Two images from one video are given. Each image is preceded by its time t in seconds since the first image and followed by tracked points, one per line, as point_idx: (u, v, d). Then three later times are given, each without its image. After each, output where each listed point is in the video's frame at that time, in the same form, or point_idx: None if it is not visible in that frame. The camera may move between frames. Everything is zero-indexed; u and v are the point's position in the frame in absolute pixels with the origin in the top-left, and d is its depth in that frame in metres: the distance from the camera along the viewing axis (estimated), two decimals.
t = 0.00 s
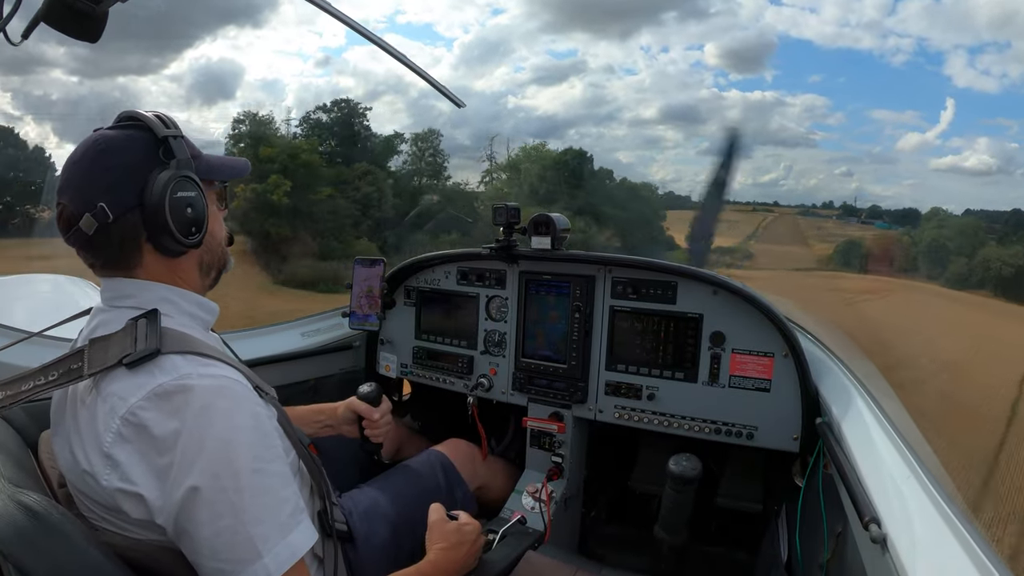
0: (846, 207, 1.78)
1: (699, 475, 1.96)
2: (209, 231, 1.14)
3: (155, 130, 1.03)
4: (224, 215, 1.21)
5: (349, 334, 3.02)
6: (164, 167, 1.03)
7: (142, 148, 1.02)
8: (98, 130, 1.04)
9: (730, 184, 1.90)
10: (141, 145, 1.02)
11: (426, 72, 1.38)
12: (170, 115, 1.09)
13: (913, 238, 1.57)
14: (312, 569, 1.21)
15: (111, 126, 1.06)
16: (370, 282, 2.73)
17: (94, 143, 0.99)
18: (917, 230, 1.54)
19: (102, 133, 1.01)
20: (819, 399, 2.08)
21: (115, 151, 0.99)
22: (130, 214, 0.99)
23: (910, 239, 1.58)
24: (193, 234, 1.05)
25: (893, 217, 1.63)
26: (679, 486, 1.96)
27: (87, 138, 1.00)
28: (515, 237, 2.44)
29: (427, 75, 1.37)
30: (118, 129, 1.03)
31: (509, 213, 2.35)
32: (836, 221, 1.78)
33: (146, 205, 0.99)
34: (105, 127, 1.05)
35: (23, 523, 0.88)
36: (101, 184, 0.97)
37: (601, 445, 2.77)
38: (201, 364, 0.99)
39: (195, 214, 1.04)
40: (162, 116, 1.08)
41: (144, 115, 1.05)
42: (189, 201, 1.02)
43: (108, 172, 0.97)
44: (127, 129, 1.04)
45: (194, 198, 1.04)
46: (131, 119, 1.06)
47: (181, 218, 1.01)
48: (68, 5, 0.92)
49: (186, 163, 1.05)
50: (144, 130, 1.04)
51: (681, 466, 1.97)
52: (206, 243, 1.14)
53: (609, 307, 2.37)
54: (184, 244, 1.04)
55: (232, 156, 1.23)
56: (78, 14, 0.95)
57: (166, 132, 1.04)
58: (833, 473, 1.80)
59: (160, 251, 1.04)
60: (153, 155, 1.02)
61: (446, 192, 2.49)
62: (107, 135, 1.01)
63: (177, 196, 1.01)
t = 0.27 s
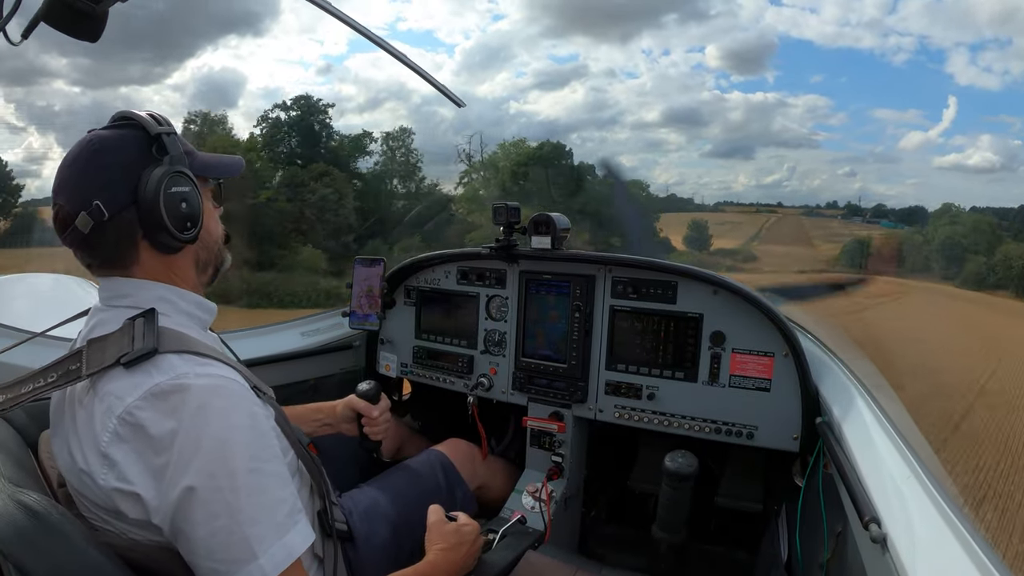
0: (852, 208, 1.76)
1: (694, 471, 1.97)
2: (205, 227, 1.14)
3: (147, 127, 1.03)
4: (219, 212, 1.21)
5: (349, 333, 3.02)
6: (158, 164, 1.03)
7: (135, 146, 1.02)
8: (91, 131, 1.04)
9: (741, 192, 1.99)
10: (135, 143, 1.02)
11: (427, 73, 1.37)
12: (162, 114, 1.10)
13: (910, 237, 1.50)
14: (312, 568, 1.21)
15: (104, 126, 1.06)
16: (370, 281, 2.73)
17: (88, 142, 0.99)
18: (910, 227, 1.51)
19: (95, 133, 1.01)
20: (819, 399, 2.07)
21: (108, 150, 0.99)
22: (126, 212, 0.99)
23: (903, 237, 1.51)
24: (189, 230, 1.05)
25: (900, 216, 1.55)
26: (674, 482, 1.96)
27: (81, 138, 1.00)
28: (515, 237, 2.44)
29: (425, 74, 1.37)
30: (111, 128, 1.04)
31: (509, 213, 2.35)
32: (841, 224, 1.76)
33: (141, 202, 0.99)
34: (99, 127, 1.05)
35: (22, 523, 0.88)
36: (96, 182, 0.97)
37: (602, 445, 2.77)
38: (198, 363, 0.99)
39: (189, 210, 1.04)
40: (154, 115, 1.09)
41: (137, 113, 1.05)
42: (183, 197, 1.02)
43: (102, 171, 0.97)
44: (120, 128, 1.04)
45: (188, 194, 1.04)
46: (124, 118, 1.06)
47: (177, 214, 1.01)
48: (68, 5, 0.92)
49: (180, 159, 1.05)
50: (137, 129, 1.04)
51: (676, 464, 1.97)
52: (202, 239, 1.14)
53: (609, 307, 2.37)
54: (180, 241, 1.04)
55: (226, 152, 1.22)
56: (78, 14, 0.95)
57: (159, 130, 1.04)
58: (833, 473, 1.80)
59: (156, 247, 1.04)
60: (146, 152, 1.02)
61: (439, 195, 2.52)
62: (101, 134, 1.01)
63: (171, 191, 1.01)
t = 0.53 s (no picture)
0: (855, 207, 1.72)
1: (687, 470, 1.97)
2: (203, 225, 1.14)
3: (144, 126, 1.03)
4: (217, 210, 1.21)
5: (349, 333, 3.02)
6: (156, 162, 1.03)
7: (133, 146, 1.02)
8: (90, 131, 1.04)
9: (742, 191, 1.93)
10: (132, 142, 1.02)
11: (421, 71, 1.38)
12: (159, 114, 1.10)
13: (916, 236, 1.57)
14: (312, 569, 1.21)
15: (102, 127, 1.06)
16: (370, 281, 2.72)
17: (86, 142, 0.99)
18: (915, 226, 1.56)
19: (93, 133, 1.01)
20: (819, 399, 2.08)
21: (106, 149, 0.99)
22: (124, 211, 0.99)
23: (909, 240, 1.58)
24: (187, 227, 1.05)
25: (905, 214, 1.61)
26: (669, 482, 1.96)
27: (79, 138, 1.00)
28: (515, 237, 2.44)
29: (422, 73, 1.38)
30: (109, 129, 1.04)
31: (509, 213, 2.34)
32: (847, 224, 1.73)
33: (140, 200, 0.99)
34: (97, 127, 1.05)
35: (21, 521, 0.89)
36: (94, 182, 0.97)
37: (602, 445, 2.77)
38: (198, 363, 0.99)
39: (188, 207, 1.04)
40: (152, 114, 1.09)
41: (134, 113, 1.05)
42: (182, 195, 1.02)
43: (100, 170, 0.97)
44: (118, 128, 1.04)
45: (187, 192, 1.04)
46: (122, 118, 1.06)
47: (175, 213, 1.01)
48: (67, 5, 0.92)
49: (178, 157, 1.05)
50: (135, 128, 1.04)
51: (670, 463, 1.98)
52: (200, 238, 1.14)
53: (609, 307, 2.37)
54: (178, 238, 1.04)
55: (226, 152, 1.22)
56: (77, 14, 0.95)
57: (157, 128, 1.05)
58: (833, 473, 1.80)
59: (155, 246, 1.04)
60: (144, 151, 1.03)
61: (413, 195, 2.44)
62: (98, 134, 1.01)
63: (170, 189, 1.01)
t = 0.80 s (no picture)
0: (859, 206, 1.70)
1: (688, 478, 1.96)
2: (203, 225, 1.15)
3: (145, 127, 1.03)
4: (217, 210, 1.21)
5: (349, 333, 3.02)
6: (155, 162, 1.03)
7: (134, 146, 1.02)
8: (90, 131, 1.04)
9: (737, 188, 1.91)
10: (132, 142, 1.02)
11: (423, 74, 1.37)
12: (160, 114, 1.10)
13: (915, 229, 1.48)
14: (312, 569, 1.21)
15: (103, 127, 1.06)
16: (370, 281, 2.74)
17: (86, 143, 0.99)
18: (920, 226, 1.46)
19: (93, 133, 1.01)
20: (819, 399, 2.08)
21: (107, 149, 0.99)
22: (124, 211, 0.99)
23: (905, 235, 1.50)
24: (187, 228, 1.05)
25: (909, 213, 1.52)
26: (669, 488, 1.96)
27: (79, 138, 1.00)
28: (515, 237, 2.44)
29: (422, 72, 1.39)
30: (109, 129, 1.04)
31: (509, 213, 2.35)
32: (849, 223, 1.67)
33: (140, 201, 0.99)
34: (96, 127, 1.05)
35: (21, 521, 0.89)
36: (94, 182, 0.97)
37: (602, 446, 2.77)
38: (198, 363, 0.99)
39: (187, 207, 1.04)
40: (153, 115, 1.09)
41: (134, 113, 1.05)
42: (182, 195, 1.02)
43: (100, 170, 0.97)
44: (118, 128, 1.04)
45: (187, 192, 1.04)
46: (122, 118, 1.06)
47: (175, 213, 1.02)
48: (68, 5, 0.92)
49: (178, 158, 1.05)
50: (135, 128, 1.04)
51: (670, 469, 1.97)
52: (201, 238, 1.14)
53: (609, 307, 2.37)
54: (179, 238, 1.04)
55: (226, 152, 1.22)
56: (77, 14, 0.95)
57: (157, 129, 1.05)
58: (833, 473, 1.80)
59: (155, 246, 1.04)
60: (144, 151, 1.02)
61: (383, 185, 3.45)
62: (98, 135, 1.01)
63: (170, 189, 1.01)
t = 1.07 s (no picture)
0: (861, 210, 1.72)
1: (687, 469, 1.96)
2: (206, 227, 1.15)
3: (150, 127, 1.03)
4: (219, 212, 1.21)
5: (349, 333, 3.03)
6: (160, 162, 1.03)
7: (138, 146, 1.02)
8: (94, 131, 1.04)
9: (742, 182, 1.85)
10: (138, 141, 1.02)
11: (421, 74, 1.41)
12: (165, 114, 1.10)
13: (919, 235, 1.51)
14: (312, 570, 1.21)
15: (107, 126, 1.06)
16: (370, 280, 2.74)
17: (91, 142, 0.99)
18: (925, 231, 1.48)
19: (98, 132, 1.01)
20: (819, 399, 2.08)
21: (111, 149, 0.99)
22: (128, 211, 0.99)
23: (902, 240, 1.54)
24: (191, 229, 1.05)
25: (911, 218, 1.53)
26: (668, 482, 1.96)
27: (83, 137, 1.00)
28: (515, 237, 2.44)
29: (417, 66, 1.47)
30: (113, 128, 1.04)
31: (509, 213, 2.35)
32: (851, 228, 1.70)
33: (144, 201, 0.99)
34: (101, 127, 1.05)
35: (22, 521, 0.89)
36: (98, 182, 0.97)
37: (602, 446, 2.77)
38: (198, 364, 0.99)
39: (191, 208, 1.04)
40: (158, 115, 1.09)
41: (139, 113, 1.05)
42: (186, 196, 1.03)
43: (105, 169, 0.97)
44: (122, 128, 1.04)
45: (191, 194, 1.04)
46: (127, 118, 1.07)
47: (179, 214, 1.02)
48: (68, 6, 0.92)
49: (182, 159, 1.05)
50: (140, 128, 1.04)
51: (669, 462, 1.98)
52: (203, 240, 1.14)
53: (609, 307, 2.37)
54: (182, 239, 1.04)
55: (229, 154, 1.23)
56: (78, 14, 0.95)
57: (162, 129, 1.05)
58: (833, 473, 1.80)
59: (158, 247, 1.04)
60: (148, 152, 1.02)
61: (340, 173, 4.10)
62: (103, 134, 1.01)
63: (175, 190, 1.01)
